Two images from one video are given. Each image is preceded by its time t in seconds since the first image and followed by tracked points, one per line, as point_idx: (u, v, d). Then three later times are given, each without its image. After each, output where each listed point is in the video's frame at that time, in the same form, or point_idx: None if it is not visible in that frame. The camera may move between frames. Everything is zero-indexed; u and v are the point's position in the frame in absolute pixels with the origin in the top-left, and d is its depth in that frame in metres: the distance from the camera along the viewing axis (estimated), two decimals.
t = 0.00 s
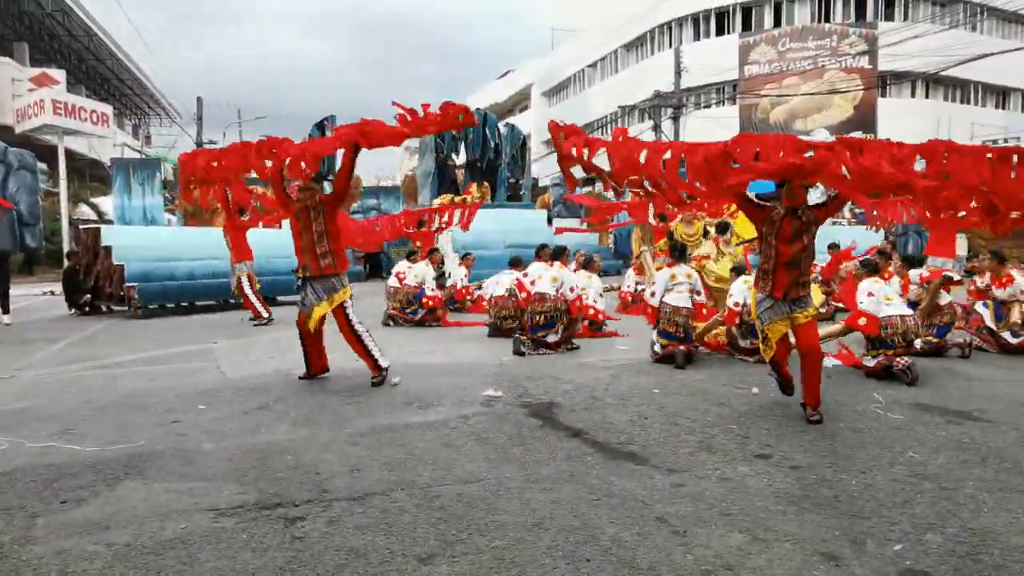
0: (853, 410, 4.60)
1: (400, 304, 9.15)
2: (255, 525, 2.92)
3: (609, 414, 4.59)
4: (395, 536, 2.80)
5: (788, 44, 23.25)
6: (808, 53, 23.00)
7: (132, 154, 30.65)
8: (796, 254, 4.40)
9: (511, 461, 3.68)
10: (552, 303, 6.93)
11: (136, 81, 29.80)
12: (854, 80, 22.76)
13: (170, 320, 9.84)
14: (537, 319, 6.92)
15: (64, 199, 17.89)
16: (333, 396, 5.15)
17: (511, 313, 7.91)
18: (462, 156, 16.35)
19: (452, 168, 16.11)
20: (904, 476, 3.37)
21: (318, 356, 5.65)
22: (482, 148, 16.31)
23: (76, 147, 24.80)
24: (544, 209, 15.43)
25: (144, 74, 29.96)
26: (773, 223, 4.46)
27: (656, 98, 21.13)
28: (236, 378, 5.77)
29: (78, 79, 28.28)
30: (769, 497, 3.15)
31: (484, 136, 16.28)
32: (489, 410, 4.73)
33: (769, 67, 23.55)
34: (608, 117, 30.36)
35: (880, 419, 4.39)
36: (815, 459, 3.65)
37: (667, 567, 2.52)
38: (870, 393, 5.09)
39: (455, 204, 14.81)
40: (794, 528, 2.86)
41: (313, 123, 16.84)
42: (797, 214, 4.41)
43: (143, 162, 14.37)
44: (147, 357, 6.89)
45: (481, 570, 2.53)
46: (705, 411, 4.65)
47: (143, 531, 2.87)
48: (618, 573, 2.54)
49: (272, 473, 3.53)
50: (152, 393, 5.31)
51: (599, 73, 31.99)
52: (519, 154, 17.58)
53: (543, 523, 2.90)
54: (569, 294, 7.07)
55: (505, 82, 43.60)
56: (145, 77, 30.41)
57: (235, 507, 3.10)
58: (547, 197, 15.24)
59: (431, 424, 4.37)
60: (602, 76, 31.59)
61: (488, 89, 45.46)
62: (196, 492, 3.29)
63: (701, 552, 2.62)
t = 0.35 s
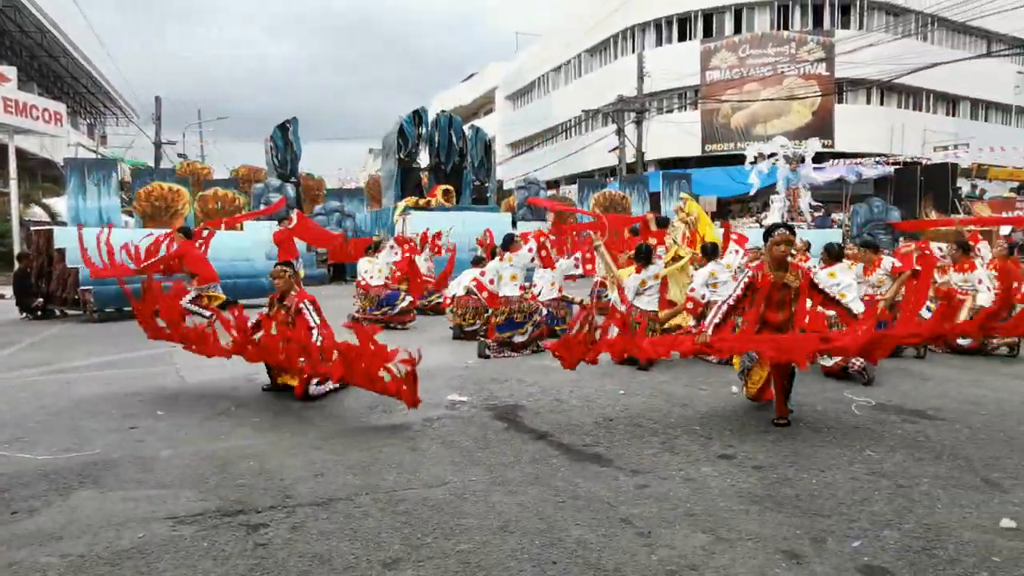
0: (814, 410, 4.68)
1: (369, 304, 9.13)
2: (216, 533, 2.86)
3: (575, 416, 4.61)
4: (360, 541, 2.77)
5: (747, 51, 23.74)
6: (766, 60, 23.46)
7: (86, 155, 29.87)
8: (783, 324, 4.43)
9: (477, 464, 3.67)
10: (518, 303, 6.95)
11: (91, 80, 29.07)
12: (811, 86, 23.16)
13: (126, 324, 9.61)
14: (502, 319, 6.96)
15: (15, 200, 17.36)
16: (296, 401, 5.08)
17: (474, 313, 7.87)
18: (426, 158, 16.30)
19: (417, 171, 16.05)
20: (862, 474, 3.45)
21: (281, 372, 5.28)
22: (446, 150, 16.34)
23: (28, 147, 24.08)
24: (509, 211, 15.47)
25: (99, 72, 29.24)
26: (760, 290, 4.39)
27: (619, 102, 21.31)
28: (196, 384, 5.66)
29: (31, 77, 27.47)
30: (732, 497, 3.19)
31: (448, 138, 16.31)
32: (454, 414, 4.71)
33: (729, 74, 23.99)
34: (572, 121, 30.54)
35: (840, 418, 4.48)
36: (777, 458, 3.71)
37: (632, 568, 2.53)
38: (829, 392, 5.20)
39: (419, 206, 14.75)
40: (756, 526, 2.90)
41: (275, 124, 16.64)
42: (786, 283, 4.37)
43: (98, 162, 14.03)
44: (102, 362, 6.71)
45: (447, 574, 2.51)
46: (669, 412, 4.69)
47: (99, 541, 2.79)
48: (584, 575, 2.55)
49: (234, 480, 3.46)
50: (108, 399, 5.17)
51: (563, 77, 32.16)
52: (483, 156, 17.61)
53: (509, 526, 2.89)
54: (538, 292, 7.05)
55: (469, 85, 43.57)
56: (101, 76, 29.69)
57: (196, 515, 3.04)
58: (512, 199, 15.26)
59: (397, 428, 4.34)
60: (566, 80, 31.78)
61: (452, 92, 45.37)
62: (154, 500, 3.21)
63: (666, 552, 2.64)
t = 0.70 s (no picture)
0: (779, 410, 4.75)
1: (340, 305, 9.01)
2: (179, 540, 2.80)
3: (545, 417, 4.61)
4: (327, 547, 2.73)
5: (713, 55, 24.03)
6: (732, 65, 23.75)
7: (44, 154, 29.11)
8: (744, 342, 4.48)
9: (446, 467, 3.65)
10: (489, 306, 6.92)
11: (49, 78, 28.36)
12: (775, 91, 23.55)
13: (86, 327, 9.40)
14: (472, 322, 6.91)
15: None
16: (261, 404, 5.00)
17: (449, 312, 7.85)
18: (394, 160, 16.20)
19: (384, 173, 15.96)
20: (825, 472, 3.51)
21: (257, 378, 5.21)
22: (414, 152, 16.34)
23: None
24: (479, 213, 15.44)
25: (58, 70, 28.55)
26: (723, 305, 4.50)
27: (587, 105, 21.38)
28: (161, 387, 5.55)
29: None
30: (699, 497, 3.21)
31: (416, 141, 16.32)
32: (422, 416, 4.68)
33: (695, 78, 24.25)
34: (541, 123, 30.62)
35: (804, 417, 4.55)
36: (742, 458, 3.75)
37: (601, 569, 2.54)
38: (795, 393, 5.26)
39: (387, 208, 14.67)
40: (723, 525, 2.93)
41: (241, 125, 16.41)
42: (748, 300, 4.45)
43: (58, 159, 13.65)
44: (59, 367, 6.53)
45: None
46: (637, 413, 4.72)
47: (57, 551, 2.72)
48: None
49: (199, 486, 3.40)
50: (67, 404, 5.04)
51: (531, 79, 32.25)
52: (452, 158, 17.60)
53: (478, 528, 2.88)
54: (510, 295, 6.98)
55: (438, 86, 43.43)
56: (59, 74, 28.98)
57: (158, 522, 2.97)
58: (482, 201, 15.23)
59: (365, 432, 4.30)
60: (535, 83, 31.88)
61: (420, 93, 45.19)
62: (115, 507, 3.13)
63: (635, 553, 2.66)
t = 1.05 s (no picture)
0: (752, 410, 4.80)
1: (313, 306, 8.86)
2: (150, 546, 2.76)
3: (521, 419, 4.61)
4: (301, 551, 2.71)
5: (687, 59, 24.24)
6: (705, 68, 23.93)
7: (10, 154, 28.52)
8: (716, 349, 4.55)
9: (422, 469, 3.64)
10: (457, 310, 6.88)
11: (16, 76, 27.79)
12: (748, 94, 23.74)
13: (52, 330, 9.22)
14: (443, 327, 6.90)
15: None
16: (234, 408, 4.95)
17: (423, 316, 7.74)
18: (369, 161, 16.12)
19: (359, 174, 15.88)
20: (797, 471, 3.55)
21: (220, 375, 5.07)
22: (390, 152, 16.13)
23: None
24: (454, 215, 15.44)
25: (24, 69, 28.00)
26: (699, 316, 4.56)
27: (563, 107, 21.43)
28: (131, 391, 5.46)
29: None
30: (673, 497, 3.24)
31: (392, 141, 16.12)
32: (397, 418, 4.67)
33: (670, 81, 24.46)
34: (516, 125, 30.65)
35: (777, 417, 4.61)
36: (716, 458, 3.79)
37: (576, 570, 2.55)
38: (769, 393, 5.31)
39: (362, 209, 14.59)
40: (697, 525, 2.96)
41: (213, 126, 16.25)
42: (723, 313, 4.48)
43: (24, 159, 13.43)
44: (26, 371, 6.41)
45: None
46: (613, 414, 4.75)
47: (23, 559, 2.66)
48: None
49: (170, 490, 3.36)
50: (34, 409, 4.94)
51: (507, 81, 32.29)
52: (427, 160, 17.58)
53: (454, 530, 2.88)
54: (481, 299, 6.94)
55: (413, 87, 43.30)
56: (26, 72, 28.42)
57: (128, 528, 2.93)
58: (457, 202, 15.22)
59: (340, 435, 4.27)
60: (510, 85, 31.94)
61: (396, 94, 45.01)
62: (83, 514, 3.08)
63: (609, 553, 2.67)
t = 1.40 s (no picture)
0: (731, 410, 4.83)
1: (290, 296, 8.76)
2: (125, 552, 2.72)
3: (501, 420, 4.60)
4: (280, 555, 2.68)
5: (666, 61, 24.37)
6: (685, 70, 24.08)
7: None
8: (698, 326, 4.45)
9: (402, 472, 3.62)
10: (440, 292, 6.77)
11: None
12: (727, 97, 23.92)
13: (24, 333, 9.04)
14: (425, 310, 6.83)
15: None
16: (214, 411, 4.90)
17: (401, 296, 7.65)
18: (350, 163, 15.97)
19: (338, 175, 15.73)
20: (775, 471, 3.58)
21: (175, 383, 4.94)
22: (368, 153, 16.15)
23: None
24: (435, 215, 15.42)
25: None
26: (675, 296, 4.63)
27: (543, 109, 21.49)
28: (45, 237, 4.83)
29: None
30: (654, 497, 3.25)
31: (371, 142, 16.13)
32: (377, 420, 4.65)
33: (649, 82, 24.62)
34: (497, 126, 30.64)
35: (756, 417, 4.65)
36: (696, 458, 3.80)
37: (556, 570, 2.55)
38: (747, 394, 5.35)
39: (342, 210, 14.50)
40: (676, 525, 2.97)
41: (191, 125, 16.07)
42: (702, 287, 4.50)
43: None
44: None
45: None
46: (592, 414, 4.75)
47: None
48: None
49: (147, 495, 3.31)
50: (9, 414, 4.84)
51: (488, 82, 32.29)
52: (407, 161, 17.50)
53: (435, 533, 2.86)
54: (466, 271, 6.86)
55: (393, 88, 43.17)
56: None
57: (103, 534, 2.88)
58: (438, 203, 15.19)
59: (319, 437, 4.24)
60: (491, 86, 31.96)
61: (376, 94, 44.86)
62: (57, 520, 3.02)
63: (590, 554, 2.68)
